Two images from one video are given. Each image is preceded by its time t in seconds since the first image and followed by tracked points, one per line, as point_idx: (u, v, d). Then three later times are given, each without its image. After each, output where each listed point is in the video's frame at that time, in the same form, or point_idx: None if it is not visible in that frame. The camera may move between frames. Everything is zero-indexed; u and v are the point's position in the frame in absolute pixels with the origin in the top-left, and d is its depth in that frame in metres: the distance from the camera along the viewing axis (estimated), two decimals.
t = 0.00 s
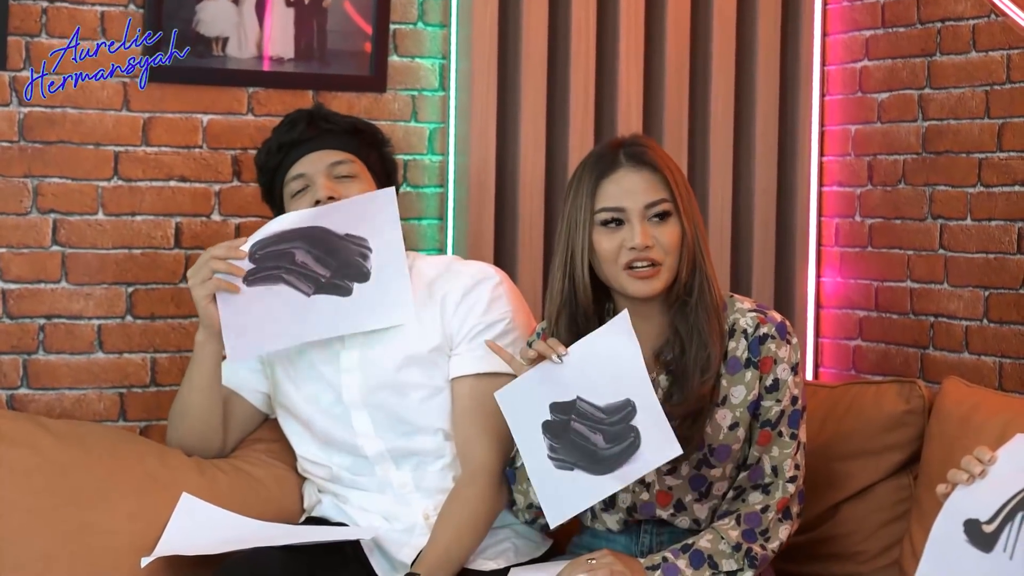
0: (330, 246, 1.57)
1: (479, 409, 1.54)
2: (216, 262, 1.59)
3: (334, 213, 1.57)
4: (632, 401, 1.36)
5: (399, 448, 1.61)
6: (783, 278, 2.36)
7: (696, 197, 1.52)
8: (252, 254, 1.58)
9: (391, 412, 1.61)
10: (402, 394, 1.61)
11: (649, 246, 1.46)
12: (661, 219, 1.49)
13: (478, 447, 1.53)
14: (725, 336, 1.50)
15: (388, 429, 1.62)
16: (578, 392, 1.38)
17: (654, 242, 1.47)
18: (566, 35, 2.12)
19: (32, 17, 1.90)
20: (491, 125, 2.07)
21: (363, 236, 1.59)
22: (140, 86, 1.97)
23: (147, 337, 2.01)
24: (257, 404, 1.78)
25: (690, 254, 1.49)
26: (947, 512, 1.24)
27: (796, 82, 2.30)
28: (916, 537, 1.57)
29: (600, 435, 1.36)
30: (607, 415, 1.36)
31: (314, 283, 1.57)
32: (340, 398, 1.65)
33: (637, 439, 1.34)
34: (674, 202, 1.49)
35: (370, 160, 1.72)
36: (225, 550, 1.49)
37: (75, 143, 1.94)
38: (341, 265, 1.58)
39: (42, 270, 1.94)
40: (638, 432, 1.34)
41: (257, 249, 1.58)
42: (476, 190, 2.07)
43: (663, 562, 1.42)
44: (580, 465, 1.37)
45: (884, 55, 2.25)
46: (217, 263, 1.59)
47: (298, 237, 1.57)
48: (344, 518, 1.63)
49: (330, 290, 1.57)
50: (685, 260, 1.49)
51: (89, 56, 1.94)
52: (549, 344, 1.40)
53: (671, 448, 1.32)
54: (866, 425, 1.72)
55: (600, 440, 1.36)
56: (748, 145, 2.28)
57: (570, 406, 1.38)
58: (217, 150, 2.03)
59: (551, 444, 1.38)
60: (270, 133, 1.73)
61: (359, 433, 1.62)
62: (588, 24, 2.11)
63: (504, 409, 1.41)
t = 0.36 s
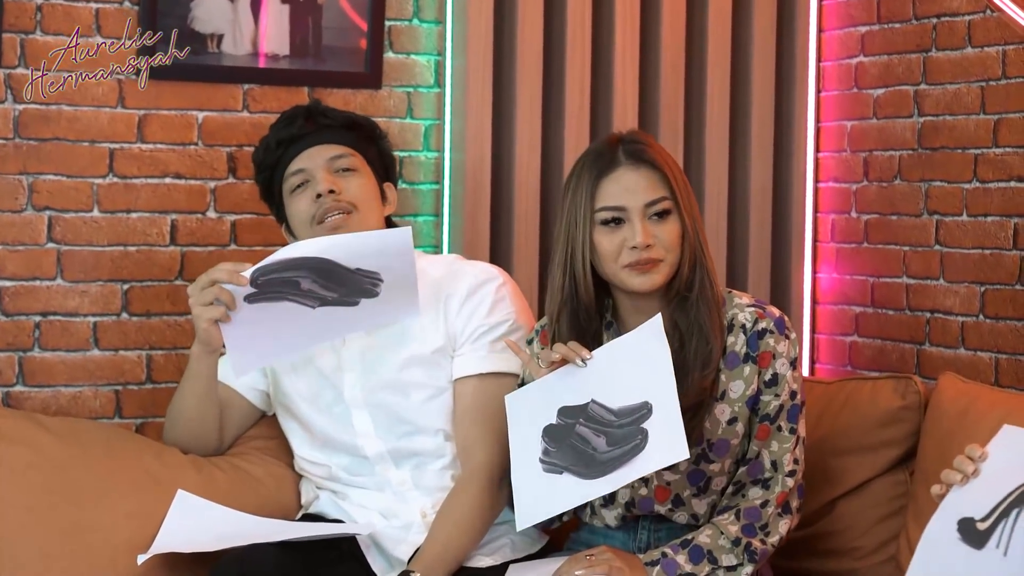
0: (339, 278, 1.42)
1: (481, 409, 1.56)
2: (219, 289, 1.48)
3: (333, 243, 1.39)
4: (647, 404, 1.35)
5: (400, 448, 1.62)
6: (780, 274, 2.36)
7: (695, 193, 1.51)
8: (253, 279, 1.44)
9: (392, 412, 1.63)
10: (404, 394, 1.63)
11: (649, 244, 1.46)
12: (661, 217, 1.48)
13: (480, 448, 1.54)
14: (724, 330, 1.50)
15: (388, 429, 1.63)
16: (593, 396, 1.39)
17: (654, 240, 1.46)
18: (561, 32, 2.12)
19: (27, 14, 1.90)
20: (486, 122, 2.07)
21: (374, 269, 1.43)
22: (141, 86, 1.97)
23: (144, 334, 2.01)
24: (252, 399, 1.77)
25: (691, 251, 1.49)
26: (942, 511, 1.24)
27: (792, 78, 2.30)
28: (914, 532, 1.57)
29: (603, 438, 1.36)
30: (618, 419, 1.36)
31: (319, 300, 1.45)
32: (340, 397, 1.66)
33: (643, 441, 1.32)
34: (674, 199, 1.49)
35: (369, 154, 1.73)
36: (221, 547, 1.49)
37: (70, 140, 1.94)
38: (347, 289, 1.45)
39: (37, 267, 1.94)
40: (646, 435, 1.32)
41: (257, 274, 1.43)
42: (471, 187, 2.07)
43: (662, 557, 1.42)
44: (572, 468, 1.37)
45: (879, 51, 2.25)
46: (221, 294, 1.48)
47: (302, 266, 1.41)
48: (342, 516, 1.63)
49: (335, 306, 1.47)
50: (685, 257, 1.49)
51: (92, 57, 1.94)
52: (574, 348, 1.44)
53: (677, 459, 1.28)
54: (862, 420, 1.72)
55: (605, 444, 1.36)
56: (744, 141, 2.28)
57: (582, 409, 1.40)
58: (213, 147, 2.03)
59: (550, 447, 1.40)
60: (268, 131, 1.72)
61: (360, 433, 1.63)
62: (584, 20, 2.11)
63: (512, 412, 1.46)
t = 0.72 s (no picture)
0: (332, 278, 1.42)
1: (475, 409, 1.56)
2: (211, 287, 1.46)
3: (329, 246, 1.38)
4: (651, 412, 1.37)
5: (394, 447, 1.62)
6: (773, 271, 2.36)
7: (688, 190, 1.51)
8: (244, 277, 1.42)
9: (386, 411, 1.63)
10: (397, 393, 1.63)
11: (644, 243, 1.45)
12: (654, 215, 1.48)
13: (474, 449, 1.54)
14: (718, 327, 1.50)
15: (381, 429, 1.63)
16: (595, 401, 1.39)
17: (648, 238, 1.46)
18: (554, 30, 2.12)
19: (18, 13, 1.90)
20: (479, 120, 2.07)
21: (366, 268, 1.43)
22: (139, 87, 1.97)
23: (136, 334, 2.01)
24: (247, 399, 1.78)
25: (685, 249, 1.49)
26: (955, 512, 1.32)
27: (784, 74, 2.30)
28: (906, 528, 1.57)
29: (613, 445, 1.37)
30: (624, 426, 1.37)
31: (310, 298, 1.44)
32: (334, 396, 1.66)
33: (655, 451, 1.35)
34: (667, 197, 1.49)
35: (361, 153, 1.73)
36: (215, 546, 1.49)
37: (63, 139, 1.94)
38: (339, 288, 1.44)
39: (30, 266, 1.93)
40: (656, 443, 1.35)
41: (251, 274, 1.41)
42: (464, 184, 2.07)
43: (656, 555, 1.41)
44: (585, 474, 1.38)
45: (872, 48, 2.25)
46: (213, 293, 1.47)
47: (296, 267, 1.40)
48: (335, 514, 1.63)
49: (325, 304, 1.46)
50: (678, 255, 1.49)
51: (92, 57, 1.94)
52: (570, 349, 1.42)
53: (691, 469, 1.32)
54: (856, 416, 1.72)
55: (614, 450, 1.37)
56: (737, 139, 2.28)
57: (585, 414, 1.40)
58: (205, 146, 2.03)
59: (557, 452, 1.40)
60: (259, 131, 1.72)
61: (353, 432, 1.63)
62: (576, 17, 2.11)
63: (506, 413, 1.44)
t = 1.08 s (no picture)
0: (323, 289, 1.41)
1: (470, 409, 1.56)
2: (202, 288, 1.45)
3: (323, 257, 1.38)
4: (645, 413, 1.37)
5: (389, 448, 1.62)
6: (767, 268, 2.36)
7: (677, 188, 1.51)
8: (235, 282, 1.42)
9: (379, 412, 1.63)
10: (392, 394, 1.63)
11: (631, 241, 1.45)
12: (642, 214, 1.48)
13: (468, 449, 1.54)
14: (709, 325, 1.50)
15: (375, 429, 1.63)
16: (588, 401, 1.39)
17: (635, 237, 1.46)
18: (546, 28, 2.12)
19: (10, 12, 1.89)
20: (472, 118, 2.07)
21: (359, 281, 1.41)
22: (140, 87, 1.97)
23: (129, 333, 2.00)
24: (241, 399, 1.77)
25: (674, 247, 1.49)
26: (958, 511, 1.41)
27: (777, 72, 2.30)
28: (900, 526, 1.56)
29: (605, 445, 1.37)
30: (617, 426, 1.37)
31: (302, 307, 1.44)
32: (326, 396, 1.66)
33: (648, 450, 1.35)
34: (654, 195, 1.49)
35: (348, 151, 1.73)
36: (209, 545, 1.49)
37: (55, 138, 1.94)
38: (331, 300, 1.43)
39: (22, 266, 1.93)
40: (649, 444, 1.35)
41: (242, 279, 1.41)
42: (456, 183, 2.07)
43: (649, 553, 1.41)
44: (577, 475, 1.38)
45: (864, 45, 2.25)
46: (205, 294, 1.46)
47: (288, 273, 1.39)
48: (330, 513, 1.62)
49: (317, 315, 1.45)
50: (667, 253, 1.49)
51: (88, 56, 1.94)
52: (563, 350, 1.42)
53: (685, 467, 1.32)
54: (849, 414, 1.72)
55: (605, 451, 1.37)
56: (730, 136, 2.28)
57: (577, 414, 1.40)
58: (197, 145, 2.03)
59: (549, 452, 1.40)
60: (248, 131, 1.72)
61: (348, 433, 1.63)
62: (568, 15, 2.11)
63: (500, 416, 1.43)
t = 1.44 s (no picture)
0: (317, 288, 1.40)
1: (467, 409, 1.57)
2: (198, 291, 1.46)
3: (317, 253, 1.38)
4: (642, 410, 1.37)
5: (386, 447, 1.62)
6: (763, 266, 2.36)
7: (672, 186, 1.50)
8: (231, 282, 1.43)
9: (376, 411, 1.63)
10: (389, 393, 1.62)
11: (622, 239, 1.45)
12: (635, 212, 1.48)
13: (465, 448, 1.54)
14: (706, 323, 1.50)
15: (371, 428, 1.63)
16: (585, 399, 1.39)
17: (627, 235, 1.46)
18: (541, 27, 2.12)
19: (5, 11, 1.89)
20: (467, 116, 2.07)
21: (353, 279, 1.40)
22: (140, 87, 1.97)
23: (125, 333, 2.00)
24: (235, 398, 1.77)
25: (667, 246, 1.48)
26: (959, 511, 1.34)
27: (773, 70, 2.30)
28: (896, 524, 1.56)
29: (602, 443, 1.37)
30: (614, 424, 1.37)
31: (298, 309, 1.44)
32: (323, 395, 1.65)
33: (644, 448, 1.35)
34: (648, 193, 1.48)
35: (350, 150, 1.73)
36: (205, 545, 1.49)
37: (50, 138, 1.93)
38: (326, 301, 1.42)
39: (18, 265, 1.93)
40: (645, 441, 1.35)
41: (235, 276, 1.42)
42: (453, 181, 2.07)
43: (646, 551, 1.41)
44: (571, 473, 1.38)
45: (860, 43, 2.25)
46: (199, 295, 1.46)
47: (281, 271, 1.39)
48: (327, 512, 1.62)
49: (313, 318, 1.45)
50: (660, 251, 1.48)
51: (88, 56, 1.94)
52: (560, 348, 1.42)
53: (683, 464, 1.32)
54: (846, 411, 1.72)
55: (603, 449, 1.37)
56: (726, 134, 2.28)
57: (574, 413, 1.40)
58: (193, 144, 2.03)
59: (545, 450, 1.40)
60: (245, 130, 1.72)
61: (345, 432, 1.63)
62: (564, 13, 2.11)
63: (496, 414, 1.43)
